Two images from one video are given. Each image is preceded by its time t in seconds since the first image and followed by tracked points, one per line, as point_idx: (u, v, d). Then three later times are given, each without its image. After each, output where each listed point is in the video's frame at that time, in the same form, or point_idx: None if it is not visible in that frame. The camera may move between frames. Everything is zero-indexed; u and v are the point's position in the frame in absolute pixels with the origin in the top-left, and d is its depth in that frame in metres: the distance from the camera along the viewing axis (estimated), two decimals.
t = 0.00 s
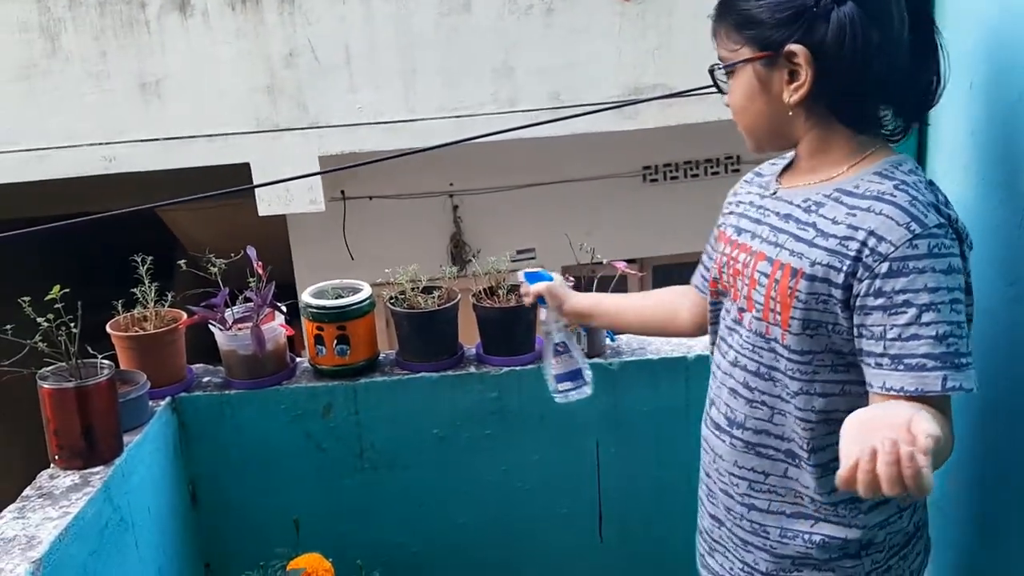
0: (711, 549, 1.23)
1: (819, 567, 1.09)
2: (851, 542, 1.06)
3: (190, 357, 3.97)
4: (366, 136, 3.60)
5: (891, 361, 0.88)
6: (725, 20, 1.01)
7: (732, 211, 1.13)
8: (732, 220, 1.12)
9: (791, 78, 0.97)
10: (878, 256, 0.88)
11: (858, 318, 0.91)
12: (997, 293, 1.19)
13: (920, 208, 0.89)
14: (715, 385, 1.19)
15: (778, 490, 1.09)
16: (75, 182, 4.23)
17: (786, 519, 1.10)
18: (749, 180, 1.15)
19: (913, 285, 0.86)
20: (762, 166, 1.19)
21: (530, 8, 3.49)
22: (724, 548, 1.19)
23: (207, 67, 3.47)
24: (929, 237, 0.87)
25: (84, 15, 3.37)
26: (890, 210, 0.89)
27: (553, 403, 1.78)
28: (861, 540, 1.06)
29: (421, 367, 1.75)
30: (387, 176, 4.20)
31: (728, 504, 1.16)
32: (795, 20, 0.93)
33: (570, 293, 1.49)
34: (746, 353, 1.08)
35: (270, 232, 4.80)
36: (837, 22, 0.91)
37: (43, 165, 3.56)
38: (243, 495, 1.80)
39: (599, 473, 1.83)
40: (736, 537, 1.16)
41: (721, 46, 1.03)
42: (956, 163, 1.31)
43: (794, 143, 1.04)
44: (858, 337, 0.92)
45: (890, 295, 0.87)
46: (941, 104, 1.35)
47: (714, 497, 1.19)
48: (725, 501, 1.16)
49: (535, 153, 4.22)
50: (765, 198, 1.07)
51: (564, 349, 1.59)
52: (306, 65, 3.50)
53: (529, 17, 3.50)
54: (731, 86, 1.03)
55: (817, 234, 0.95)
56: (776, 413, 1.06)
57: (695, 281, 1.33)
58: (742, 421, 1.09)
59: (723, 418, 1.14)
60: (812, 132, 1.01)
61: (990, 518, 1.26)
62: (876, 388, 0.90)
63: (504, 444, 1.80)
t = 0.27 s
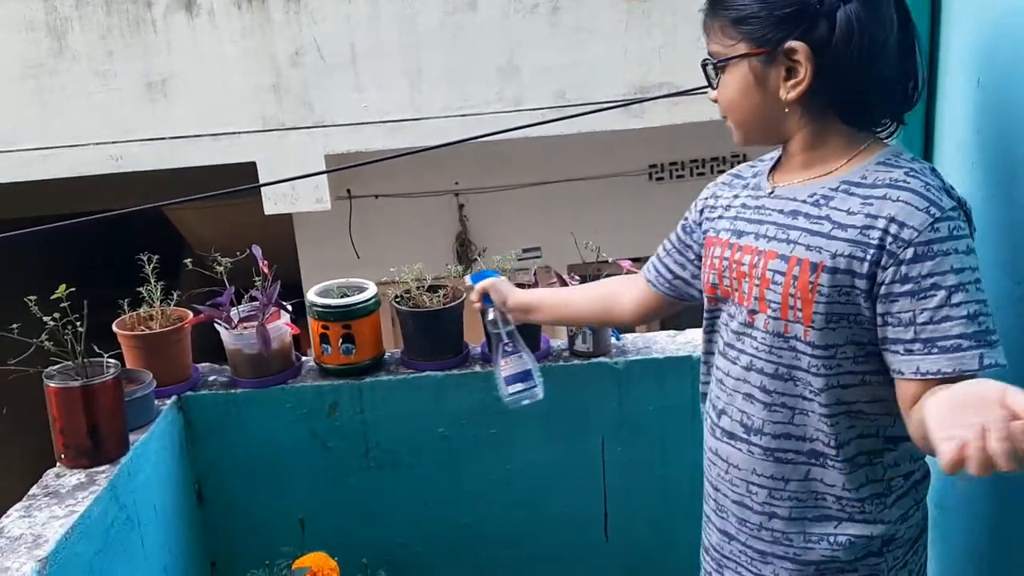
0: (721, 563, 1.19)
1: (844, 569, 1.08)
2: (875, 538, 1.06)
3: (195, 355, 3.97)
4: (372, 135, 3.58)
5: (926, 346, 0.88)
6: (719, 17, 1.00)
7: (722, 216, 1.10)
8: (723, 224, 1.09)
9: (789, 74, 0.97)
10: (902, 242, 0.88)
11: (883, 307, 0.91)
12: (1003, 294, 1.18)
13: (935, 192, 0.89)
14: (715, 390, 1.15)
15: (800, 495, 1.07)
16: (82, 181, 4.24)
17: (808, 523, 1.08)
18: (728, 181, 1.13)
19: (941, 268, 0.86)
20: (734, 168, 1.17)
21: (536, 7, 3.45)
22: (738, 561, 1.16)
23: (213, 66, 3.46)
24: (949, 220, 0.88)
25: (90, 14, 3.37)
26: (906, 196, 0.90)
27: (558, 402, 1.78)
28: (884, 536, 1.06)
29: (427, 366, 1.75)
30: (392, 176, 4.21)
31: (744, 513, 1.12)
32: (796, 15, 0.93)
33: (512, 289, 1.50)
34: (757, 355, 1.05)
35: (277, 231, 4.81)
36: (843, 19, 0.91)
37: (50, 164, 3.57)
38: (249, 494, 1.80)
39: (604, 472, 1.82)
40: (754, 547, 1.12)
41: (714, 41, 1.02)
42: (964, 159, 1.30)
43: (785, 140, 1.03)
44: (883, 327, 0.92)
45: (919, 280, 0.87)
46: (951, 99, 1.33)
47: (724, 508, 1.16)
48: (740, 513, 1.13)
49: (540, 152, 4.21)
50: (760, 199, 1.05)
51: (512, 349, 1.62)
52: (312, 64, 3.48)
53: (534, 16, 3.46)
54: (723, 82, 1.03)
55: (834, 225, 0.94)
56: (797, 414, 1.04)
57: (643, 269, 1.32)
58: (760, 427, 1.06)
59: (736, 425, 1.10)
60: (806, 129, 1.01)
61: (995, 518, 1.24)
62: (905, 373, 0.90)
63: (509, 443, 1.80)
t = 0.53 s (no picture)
0: None
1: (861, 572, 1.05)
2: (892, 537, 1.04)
3: (199, 356, 3.96)
4: (376, 136, 3.57)
5: (938, 334, 0.88)
6: (709, 14, 0.99)
7: (708, 224, 1.08)
8: (709, 232, 1.07)
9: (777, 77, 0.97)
10: (905, 233, 0.88)
11: (891, 300, 0.90)
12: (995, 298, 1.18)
13: (928, 183, 0.90)
14: (712, 401, 1.12)
15: (813, 499, 1.04)
16: (86, 182, 4.24)
17: (822, 528, 1.05)
18: (706, 187, 1.11)
19: (945, 256, 0.87)
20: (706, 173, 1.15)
21: (540, 7, 3.45)
22: None
23: (217, 67, 3.46)
24: (946, 209, 0.89)
25: (95, 16, 3.38)
26: (902, 189, 0.90)
27: (560, 405, 1.77)
28: (899, 534, 1.04)
29: (429, 367, 1.76)
30: (396, 175, 4.20)
31: (755, 526, 1.08)
32: (790, 23, 0.93)
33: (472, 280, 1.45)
34: (760, 361, 1.02)
35: (281, 232, 4.81)
36: (838, 30, 0.91)
37: (55, 165, 3.57)
38: (251, 495, 1.80)
39: (609, 474, 1.82)
40: (768, 559, 1.08)
41: (700, 37, 1.01)
42: (967, 162, 1.23)
43: (767, 141, 1.03)
44: (890, 320, 0.92)
45: (926, 270, 0.87)
46: (955, 99, 1.25)
47: (731, 524, 1.11)
48: (751, 527, 1.08)
49: (544, 152, 4.20)
50: (748, 207, 1.03)
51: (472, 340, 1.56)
52: (316, 65, 3.48)
53: (538, 16, 3.45)
54: (707, 79, 1.02)
55: (834, 224, 0.93)
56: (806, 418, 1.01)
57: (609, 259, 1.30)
58: (770, 434, 1.03)
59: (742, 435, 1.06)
60: (789, 133, 1.00)
61: (1001, 525, 1.22)
62: (921, 364, 0.90)
63: (511, 445, 1.80)
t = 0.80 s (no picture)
0: None
1: (896, 559, 1.00)
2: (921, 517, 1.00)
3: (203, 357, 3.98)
4: (378, 137, 3.58)
5: (924, 317, 0.87)
6: (677, 21, 0.96)
7: (679, 236, 1.06)
8: (682, 243, 1.05)
9: (744, 91, 0.95)
10: (876, 224, 0.88)
11: (873, 290, 0.90)
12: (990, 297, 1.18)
13: (889, 173, 0.91)
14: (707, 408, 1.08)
15: (837, 487, 1.00)
16: (91, 183, 4.25)
17: (850, 516, 1.01)
18: (671, 198, 1.10)
19: (918, 240, 0.87)
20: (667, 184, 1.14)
21: (542, 9, 3.44)
22: None
23: (221, 68, 3.47)
24: (910, 195, 0.89)
25: (100, 18, 3.39)
26: (867, 181, 0.90)
27: (561, 405, 1.78)
28: (928, 512, 1.00)
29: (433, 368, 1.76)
30: (399, 176, 4.21)
31: (778, 528, 1.03)
32: (762, 42, 0.91)
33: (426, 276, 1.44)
34: (756, 360, 1.00)
35: (284, 233, 4.82)
36: (808, 55, 0.89)
37: (60, 167, 3.59)
38: (256, 494, 1.81)
39: (610, 473, 1.83)
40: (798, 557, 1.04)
41: (667, 43, 0.98)
42: (967, 163, 1.22)
43: (730, 150, 1.02)
44: (876, 309, 0.91)
45: (901, 256, 0.87)
46: (956, 101, 1.25)
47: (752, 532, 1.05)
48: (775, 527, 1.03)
49: (547, 153, 4.21)
50: (718, 218, 1.01)
51: (425, 335, 1.56)
52: (319, 67, 3.48)
53: (540, 17, 3.45)
54: (672, 86, 0.99)
55: (806, 224, 0.92)
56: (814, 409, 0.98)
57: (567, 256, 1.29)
58: (780, 428, 1.00)
59: (749, 434, 1.02)
60: (754, 142, 0.99)
61: (999, 525, 1.21)
62: (909, 349, 0.89)
63: (512, 444, 1.80)
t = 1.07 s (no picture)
0: None
1: (922, 547, 0.99)
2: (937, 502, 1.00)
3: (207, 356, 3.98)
4: (382, 137, 3.57)
5: (914, 299, 0.86)
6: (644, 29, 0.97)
7: (657, 247, 1.06)
8: (661, 253, 1.05)
9: (709, 99, 0.97)
10: (853, 214, 0.89)
11: (861, 280, 0.90)
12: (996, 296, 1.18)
13: (856, 167, 0.92)
14: (703, 417, 1.08)
15: (857, 479, 0.99)
16: (95, 182, 4.26)
17: (872, 508, 1.00)
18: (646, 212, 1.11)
19: (896, 224, 0.87)
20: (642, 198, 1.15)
21: (546, 8, 3.42)
22: None
23: (225, 68, 3.47)
24: (879, 183, 0.90)
25: (104, 18, 3.39)
26: (838, 174, 0.91)
27: (565, 404, 1.78)
28: (946, 497, 1.00)
29: (437, 367, 1.76)
30: (403, 176, 4.21)
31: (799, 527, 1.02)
32: (729, 53, 0.93)
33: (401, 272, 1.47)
34: (751, 363, 0.99)
35: (288, 232, 4.82)
36: (774, 67, 0.90)
37: (64, 166, 3.59)
38: (261, 494, 1.81)
39: (614, 473, 1.83)
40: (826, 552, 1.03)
41: (635, 52, 1.00)
42: (974, 162, 1.22)
43: (696, 158, 1.03)
44: (866, 300, 0.91)
45: (882, 241, 0.87)
46: (962, 100, 1.24)
47: (774, 533, 1.05)
48: (798, 525, 1.03)
49: (551, 153, 4.20)
50: (695, 228, 1.01)
51: (397, 332, 1.57)
52: (323, 66, 3.48)
53: (544, 17, 3.43)
54: (638, 94, 1.01)
55: (783, 223, 0.93)
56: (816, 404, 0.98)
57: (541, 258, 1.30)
58: (792, 425, 0.99)
59: (752, 436, 1.02)
60: (721, 151, 1.00)
61: (1007, 524, 1.21)
62: (902, 334, 0.89)
63: (517, 444, 1.80)
